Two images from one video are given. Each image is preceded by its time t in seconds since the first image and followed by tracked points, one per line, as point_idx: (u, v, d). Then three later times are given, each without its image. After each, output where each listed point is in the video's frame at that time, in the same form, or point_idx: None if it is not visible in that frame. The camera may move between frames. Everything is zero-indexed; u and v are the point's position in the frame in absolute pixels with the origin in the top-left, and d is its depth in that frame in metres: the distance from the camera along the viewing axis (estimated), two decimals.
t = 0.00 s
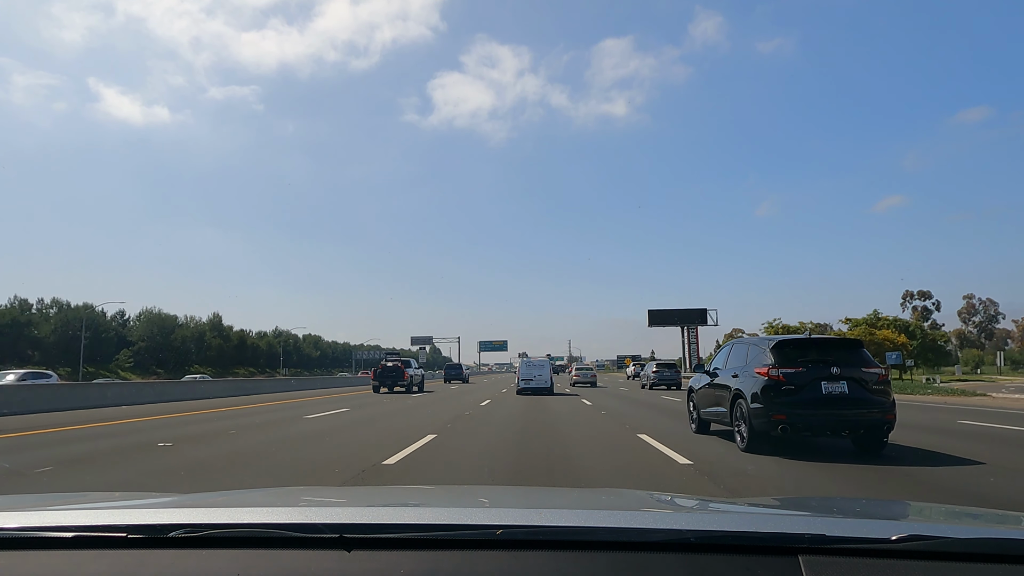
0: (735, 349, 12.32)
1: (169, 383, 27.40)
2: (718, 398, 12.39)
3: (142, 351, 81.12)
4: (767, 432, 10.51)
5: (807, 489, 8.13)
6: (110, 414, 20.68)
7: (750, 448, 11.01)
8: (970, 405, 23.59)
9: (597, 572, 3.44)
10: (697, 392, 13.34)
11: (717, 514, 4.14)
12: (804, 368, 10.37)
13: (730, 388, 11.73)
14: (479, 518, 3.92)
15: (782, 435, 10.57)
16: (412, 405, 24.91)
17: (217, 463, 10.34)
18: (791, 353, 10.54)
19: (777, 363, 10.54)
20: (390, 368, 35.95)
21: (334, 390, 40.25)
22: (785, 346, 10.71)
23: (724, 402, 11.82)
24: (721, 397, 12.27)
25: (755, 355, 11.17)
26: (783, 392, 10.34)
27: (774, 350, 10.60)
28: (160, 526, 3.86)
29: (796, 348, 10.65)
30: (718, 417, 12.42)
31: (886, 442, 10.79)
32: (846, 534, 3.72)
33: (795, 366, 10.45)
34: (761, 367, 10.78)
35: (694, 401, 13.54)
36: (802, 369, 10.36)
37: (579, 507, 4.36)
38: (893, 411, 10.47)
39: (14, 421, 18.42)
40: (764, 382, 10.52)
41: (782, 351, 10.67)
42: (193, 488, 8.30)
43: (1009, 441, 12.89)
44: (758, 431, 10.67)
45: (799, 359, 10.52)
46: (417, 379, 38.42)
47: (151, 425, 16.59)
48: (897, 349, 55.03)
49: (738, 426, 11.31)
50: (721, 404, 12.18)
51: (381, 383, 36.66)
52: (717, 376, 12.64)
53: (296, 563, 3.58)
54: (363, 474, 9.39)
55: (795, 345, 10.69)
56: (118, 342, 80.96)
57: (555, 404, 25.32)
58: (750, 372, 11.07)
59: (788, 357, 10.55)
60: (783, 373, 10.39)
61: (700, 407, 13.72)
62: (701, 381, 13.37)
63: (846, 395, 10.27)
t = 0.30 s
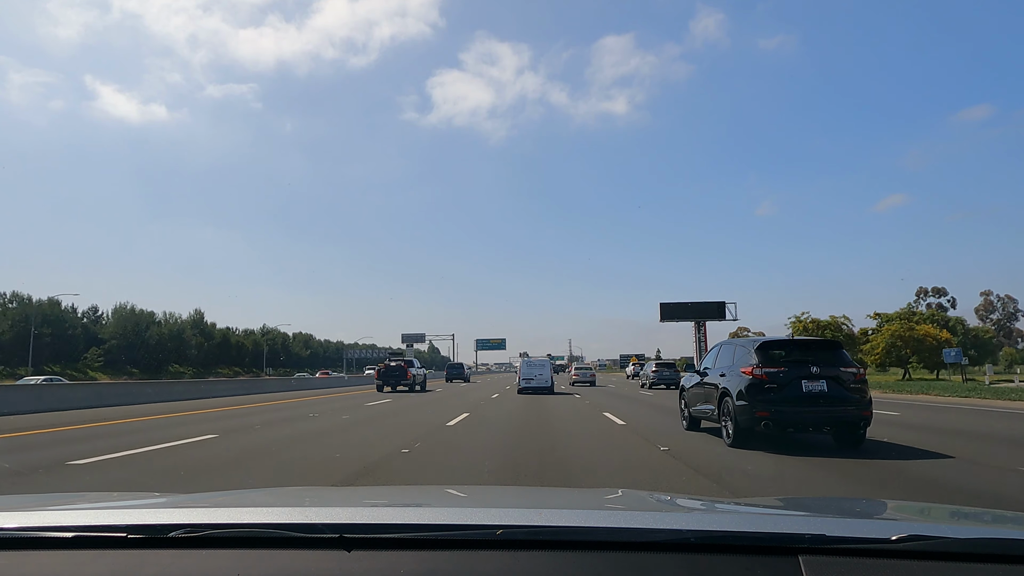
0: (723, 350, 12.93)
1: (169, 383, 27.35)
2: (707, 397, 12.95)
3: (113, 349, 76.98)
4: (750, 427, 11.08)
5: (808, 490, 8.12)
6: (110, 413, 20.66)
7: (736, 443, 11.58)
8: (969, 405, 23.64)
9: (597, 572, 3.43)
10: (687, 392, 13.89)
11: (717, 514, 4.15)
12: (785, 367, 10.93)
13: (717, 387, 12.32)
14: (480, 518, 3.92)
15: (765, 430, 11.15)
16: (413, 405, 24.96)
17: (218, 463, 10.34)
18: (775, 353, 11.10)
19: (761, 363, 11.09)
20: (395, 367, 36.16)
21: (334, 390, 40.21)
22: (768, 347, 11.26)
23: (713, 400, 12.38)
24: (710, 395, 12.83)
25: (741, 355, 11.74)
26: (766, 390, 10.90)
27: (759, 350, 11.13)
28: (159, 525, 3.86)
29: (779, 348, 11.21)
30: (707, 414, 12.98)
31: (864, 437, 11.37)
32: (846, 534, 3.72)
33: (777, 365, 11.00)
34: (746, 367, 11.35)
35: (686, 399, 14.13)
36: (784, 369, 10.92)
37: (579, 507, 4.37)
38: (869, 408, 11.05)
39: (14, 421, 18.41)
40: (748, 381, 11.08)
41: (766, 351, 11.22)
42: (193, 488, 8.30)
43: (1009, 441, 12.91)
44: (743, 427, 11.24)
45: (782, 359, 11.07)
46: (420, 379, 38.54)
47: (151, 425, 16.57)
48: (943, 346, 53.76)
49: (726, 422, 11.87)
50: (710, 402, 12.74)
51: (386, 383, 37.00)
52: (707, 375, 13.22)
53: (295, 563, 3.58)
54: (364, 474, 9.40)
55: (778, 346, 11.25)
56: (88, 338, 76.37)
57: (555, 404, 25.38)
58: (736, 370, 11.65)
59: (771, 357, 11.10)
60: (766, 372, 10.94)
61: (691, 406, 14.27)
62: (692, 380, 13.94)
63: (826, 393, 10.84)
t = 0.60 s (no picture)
0: (713, 351, 13.44)
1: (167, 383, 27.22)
2: (698, 396, 13.43)
3: (80, 346, 70.54)
4: (736, 425, 11.54)
5: (812, 490, 8.07)
6: (108, 413, 20.60)
7: (723, 440, 12.05)
8: (968, 405, 23.62)
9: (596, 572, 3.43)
10: (679, 390, 14.35)
11: (717, 514, 4.14)
12: (770, 368, 11.38)
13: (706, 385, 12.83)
14: (480, 518, 3.92)
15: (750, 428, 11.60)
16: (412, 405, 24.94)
17: (218, 463, 10.32)
18: (760, 354, 11.55)
19: (746, 363, 11.55)
20: (398, 367, 36.34)
21: (334, 390, 40.09)
22: (754, 348, 11.72)
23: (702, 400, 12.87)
24: (699, 394, 13.32)
25: (728, 356, 12.26)
26: (750, 389, 11.36)
27: (745, 351, 11.61)
28: (159, 526, 3.85)
29: (764, 350, 11.66)
30: (697, 413, 13.47)
31: (845, 434, 11.80)
32: (846, 534, 3.72)
33: (762, 366, 11.46)
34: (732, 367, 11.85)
35: (677, 398, 14.63)
36: (768, 369, 11.37)
37: (579, 506, 4.36)
38: (849, 406, 11.49)
39: (13, 421, 18.35)
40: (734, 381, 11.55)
41: (751, 352, 11.69)
42: (194, 488, 8.28)
43: (1009, 441, 12.92)
44: (729, 425, 11.72)
45: (766, 360, 11.53)
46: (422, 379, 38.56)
47: (150, 425, 16.56)
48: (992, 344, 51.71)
49: (712, 420, 12.35)
50: (699, 401, 13.23)
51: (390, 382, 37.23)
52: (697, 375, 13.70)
53: (295, 563, 3.58)
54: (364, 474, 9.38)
55: (763, 347, 11.70)
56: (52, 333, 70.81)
57: (555, 403, 25.37)
58: (724, 371, 12.16)
59: (756, 358, 11.56)
60: (751, 372, 11.40)
61: (682, 405, 14.75)
62: (684, 380, 14.44)
63: (808, 392, 11.29)
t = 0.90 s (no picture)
0: (705, 352, 13.94)
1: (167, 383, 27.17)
2: (689, 394, 13.96)
3: (42, 344, 67.28)
4: (724, 422, 12.12)
5: (813, 491, 8.05)
6: (107, 413, 20.57)
7: (711, 436, 12.65)
8: (971, 405, 23.50)
9: (596, 572, 3.43)
10: (671, 389, 14.80)
11: (716, 513, 4.15)
12: (755, 368, 12.00)
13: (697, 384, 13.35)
14: (479, 518, 3.92)
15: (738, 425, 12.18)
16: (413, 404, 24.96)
17: (217, 463, 10.32)
18: (746, 355, 12.14)
19: (733, 363, 12.16)
20: (401, 366, 36.59)
21: (334, 390, 39.99)
22: (740, 349, 12.32)
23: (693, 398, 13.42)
24: (690, 392, 13.84)
25: (718, 356, 12.81)
26: (737, 388, 11.97)
27: (732, 352, 12.19)
28: (159, 526, 3.86)
29: (750, 351, 12.26)
30: (689, 411, 14.01)
31: (827, 431, 12.42)
32: (846, 534, 3.72)
33: (748, 366, 12.06)
34: (720, 367, 12.43)
35: (670, 397, 15.19)
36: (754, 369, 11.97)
37: (578, 506, 4.37)
38: (830, 404, 12.12)
39: (12, 421, 18.32)
40: (722, 380, 12.14)
41: (738, 353, 12.29)
42: (194, 488, 8.27)
43: (1009, 441, 12.89)
44: (718, 422, 12.32)
45: (751, 360, 12.13)
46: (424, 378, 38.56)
47: (151, 425, 16.57)
48: None
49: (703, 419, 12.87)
50: (691, 400, 13.78)
51: (393, 381, 37.49)
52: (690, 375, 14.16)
53: (295, 563, 3.58)
54: (364, 474, 9.38)
55: (749, 348, 12.31)
56: (14, 330, 67.73)
57: (555, 403, 25.39)
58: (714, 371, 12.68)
59: (743, 358, 12.16)
60: (737, 371, 12.01)
61: (675, 403, 15.30)
62: (676, 379, 14.99)
63: (791, 391, 11.91)
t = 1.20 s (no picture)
0: (695, 353, 14.41)
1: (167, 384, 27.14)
2: (681, 394, 14.42)
3: None
4: (713, 420, 12.59)
5: (815, 491, 8.03)
6: (108, 414, 20.57)
7: (700, 433, 13.11)
8: (972, 404, 23.46)
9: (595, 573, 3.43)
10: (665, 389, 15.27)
11: (715, 514, 4.15)
12: (742, 368, 12.43)
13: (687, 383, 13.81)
14: (479, 518, 3.92)
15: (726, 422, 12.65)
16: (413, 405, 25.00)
17: (218, 463, 10.33)
18: (734, 355, 12.57)
19: (721, 364, 12.59)
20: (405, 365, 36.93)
21: (335, 391, 39.98)
22: (728, 349, 12.73)
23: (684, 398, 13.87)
24: (682, 392, 14.29)
25: (707, 357, 13.26)
26: (725, 387, 12.41)
27: (720, 353, 12.62)
28: (159, 526, 3.86)
29: (737, 351, 12.69)
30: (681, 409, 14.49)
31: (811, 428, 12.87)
32: (845, 534, 3.72)
33: (735, 366, 12.49)
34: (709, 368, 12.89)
35: (663, 397, 15.67)
36: (740, 369, 12.41)
37: (577, 506, 4.37)
38: (813, 402, 12.58)
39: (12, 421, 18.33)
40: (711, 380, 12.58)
41: (726, 353, 12.71)
42: (195, 488, 8.29)
43: (1008, 441, 12.89)
44: (706, 420, 12.78)
45: (738, 360, 12.57)
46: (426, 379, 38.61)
47: (153, 425, 16.61)
48: None
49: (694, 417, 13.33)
50: (682, 399, 14.24)
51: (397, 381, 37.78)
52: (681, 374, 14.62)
53: (296, 563, 3.58)
54: (364, 474, 9.39)
55: (736, 349, 12.73)
56: None
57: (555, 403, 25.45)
58: (702, 369, 13.14)
59: (730, 359, 12.58)
60: (725, 371, 12.44)
61: (668, 403, 15.77)
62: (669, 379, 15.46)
63: (776, 390, 12.34)
